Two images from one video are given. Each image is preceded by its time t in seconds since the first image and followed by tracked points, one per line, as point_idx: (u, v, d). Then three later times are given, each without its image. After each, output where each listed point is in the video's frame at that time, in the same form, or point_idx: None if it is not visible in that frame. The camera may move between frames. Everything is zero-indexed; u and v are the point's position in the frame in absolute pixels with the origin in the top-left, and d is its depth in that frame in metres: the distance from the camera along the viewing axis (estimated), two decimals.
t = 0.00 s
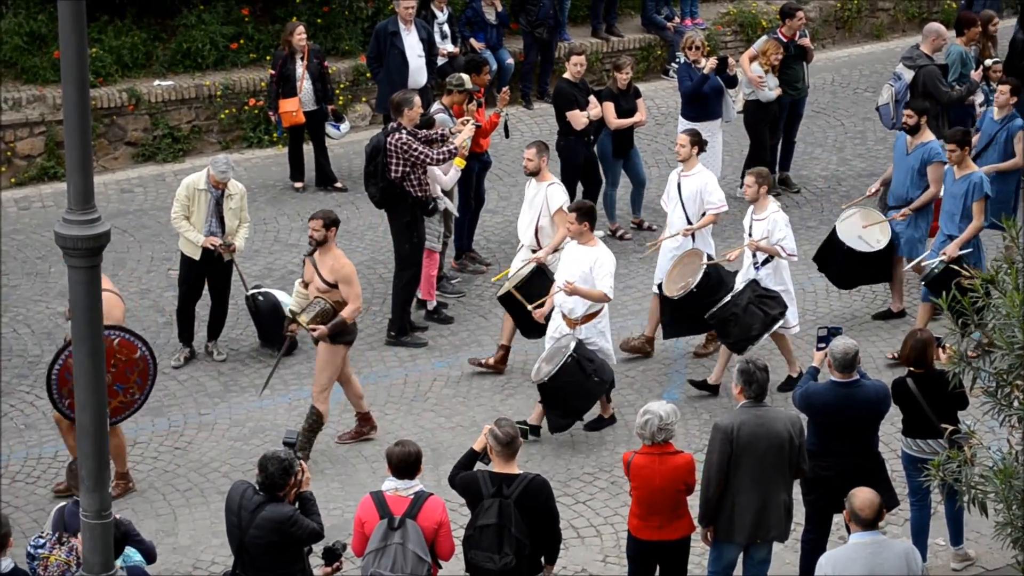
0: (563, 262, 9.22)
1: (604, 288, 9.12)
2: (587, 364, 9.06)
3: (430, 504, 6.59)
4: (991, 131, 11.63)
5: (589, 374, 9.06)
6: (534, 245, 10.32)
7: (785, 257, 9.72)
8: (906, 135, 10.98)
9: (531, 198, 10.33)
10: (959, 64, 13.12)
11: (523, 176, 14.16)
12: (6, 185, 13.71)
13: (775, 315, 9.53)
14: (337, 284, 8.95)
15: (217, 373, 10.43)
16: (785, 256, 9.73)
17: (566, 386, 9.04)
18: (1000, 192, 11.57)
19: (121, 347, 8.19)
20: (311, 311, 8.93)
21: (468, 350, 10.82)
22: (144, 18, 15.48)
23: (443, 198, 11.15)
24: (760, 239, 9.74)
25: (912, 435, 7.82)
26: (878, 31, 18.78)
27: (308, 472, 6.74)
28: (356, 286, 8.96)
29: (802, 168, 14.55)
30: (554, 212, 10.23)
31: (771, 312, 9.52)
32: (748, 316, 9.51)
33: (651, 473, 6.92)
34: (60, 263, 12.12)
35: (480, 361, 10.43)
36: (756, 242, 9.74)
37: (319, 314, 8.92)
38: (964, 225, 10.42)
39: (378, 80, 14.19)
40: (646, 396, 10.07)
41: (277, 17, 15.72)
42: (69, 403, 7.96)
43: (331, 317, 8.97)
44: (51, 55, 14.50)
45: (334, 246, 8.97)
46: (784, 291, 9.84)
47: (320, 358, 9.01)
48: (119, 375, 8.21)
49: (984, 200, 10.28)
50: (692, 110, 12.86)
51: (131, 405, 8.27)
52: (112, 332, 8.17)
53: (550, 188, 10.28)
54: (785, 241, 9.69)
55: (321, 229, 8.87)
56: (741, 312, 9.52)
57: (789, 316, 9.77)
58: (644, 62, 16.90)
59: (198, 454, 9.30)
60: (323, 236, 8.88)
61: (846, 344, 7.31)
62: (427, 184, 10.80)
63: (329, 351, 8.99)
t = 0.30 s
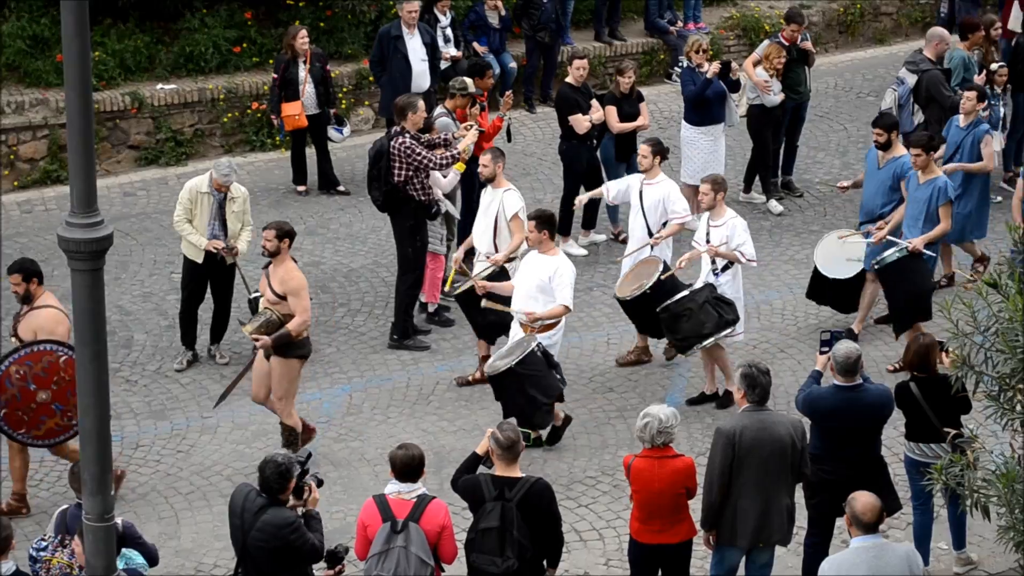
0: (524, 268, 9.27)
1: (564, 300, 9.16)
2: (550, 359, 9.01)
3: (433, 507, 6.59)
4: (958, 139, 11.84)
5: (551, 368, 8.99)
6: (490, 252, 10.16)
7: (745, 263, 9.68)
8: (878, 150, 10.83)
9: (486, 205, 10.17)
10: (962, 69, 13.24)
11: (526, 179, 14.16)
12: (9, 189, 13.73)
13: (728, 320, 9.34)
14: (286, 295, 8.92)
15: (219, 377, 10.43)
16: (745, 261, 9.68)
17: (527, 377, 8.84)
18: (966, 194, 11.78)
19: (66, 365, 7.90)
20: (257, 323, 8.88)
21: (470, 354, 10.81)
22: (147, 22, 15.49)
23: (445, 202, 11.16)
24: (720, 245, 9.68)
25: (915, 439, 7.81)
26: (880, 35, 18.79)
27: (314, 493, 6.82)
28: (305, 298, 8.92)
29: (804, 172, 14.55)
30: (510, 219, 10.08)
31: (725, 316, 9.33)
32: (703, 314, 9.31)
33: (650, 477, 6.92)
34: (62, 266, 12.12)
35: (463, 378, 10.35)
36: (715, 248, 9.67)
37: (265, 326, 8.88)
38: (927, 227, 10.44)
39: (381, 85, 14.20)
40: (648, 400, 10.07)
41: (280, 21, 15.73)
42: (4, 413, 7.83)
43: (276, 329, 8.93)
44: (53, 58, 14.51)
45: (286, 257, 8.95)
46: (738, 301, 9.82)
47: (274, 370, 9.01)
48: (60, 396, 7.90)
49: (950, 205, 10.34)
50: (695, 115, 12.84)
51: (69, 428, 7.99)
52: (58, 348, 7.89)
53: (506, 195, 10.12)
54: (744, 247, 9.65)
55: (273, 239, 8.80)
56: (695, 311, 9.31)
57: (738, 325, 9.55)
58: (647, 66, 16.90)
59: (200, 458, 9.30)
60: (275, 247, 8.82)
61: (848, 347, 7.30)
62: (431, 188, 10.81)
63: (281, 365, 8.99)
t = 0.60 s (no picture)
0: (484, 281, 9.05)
1: (527, 313, 8.96)
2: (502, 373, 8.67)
3: (437, 504, 6.59)
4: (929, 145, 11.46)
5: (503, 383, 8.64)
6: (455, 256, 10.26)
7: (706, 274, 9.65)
8: (846, 154, 10.60)
9: (449, 210, 10.17)
10: (964, 66, 13.07)
11: (528, 176, 14.15)
12: (11, 186, 13.73)
13: (682, 330, 9.20)
14: (235, 308, 8.69)
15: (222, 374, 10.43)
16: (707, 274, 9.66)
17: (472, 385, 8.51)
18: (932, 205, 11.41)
19: (20, 366, 7.68)
20: (208, 337, 8.64)
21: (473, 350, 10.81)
22: (150, 19, 15.49)
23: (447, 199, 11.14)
24: (683, 256, 9.63)
25: (918, 436, 7.80)
26: (883, 32, 18.78)
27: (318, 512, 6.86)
28: (255, 309, 8.67)
29: (807, 168, 14.54)
30: (475, 223, 10.09)
31: (678, 326, 9.20)
32: (655, 323, 9.16)
33: (653, 474, 6.91)
34: (65, 263, 12.12)
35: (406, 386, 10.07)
36: (680, 260, 9.60)
37: (216, 340, 8.65)
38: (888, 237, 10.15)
39: (383, 82, 14.19)
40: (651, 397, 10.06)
41: (282, 18, 15.72)
42: None
43: (227, 341, 8.70)
44: (56, 56, 14.51)
45: (235, 268, 8.73)
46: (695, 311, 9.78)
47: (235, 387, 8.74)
48: (20, 395, 7.77)
49: (912, 216, 10.07)
50: (697, 111, 12.83)
51: (36, 425, 7.86)
52: (9, 351, 7.64)
53: (471, 201, 10.11)
54: (708, 259, 9.63)
55: (221, 250, 8.66)
56: (647, 319, 9.16)
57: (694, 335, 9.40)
58: (650, 63, 16.88)
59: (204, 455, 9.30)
60: (224, 257, 8.66)
61: (848, 344, 7.30)
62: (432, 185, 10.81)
63: (240, 381, 8.71)
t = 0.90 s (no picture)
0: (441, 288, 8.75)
1: (486, 317, 8.61)
2: (459, 390, 8.49)
3: (438, 503, 6.59)
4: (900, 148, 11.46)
5: (459, 401, 8.48)
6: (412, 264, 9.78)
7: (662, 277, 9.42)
8: (811, 163, 10.47)
9: (408, 215, 9.78)
10: (966, 65, 12.97)
11: (529, 175, 14.15)
12: (12, 186, 13.74)
13: (645, 335, 9.21)
14: (186, 309, 8.64)
15: (222, 373, 10.43)
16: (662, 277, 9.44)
17: (428, 410, 8.45)
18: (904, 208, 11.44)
19: None
20: (159, 339, 8.60)
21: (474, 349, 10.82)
22: (151, 19, 15.50)
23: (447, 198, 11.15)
24: (638, 259, 9.44)
25: (919, 435, 7.80)
26: (884, 30, 18.78)
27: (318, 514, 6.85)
28: (206, 312, 8.64)
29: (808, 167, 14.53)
30: (432, 231, 9.70)
31: (642, 331, 9.19)
32: (619, 331, 9.16)
33: (654, 473, 6.92)
34: (66, 262, 12.13)
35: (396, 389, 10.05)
36: (634, 262, 9.42)
37: (168, 342, 8.60)
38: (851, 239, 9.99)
39: (385, 81, 14.19)
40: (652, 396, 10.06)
41: (283, 17, 15.73)
42: None
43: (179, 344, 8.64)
44: (57, 55, 14.52)
45: (183, 270, 8.66)
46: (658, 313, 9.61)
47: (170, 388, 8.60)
48: None
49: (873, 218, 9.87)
50: (698, 110, 12.84)
51: None
52: None
53: (429, 207, 9.72)
54: (661, 261, 9.41)
55: (166, 251, 8.55)
56: (611, 327, 9.17)
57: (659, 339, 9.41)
58: (651, 62, 16.88)
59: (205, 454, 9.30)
60: (169, 258, 8.55)
61: (850, 342, 7.32)
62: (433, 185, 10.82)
63: (178, 380, 8.60)
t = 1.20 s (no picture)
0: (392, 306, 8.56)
1: (436, 333, 8.45)
2: (415, 410, 8.37)
3: (439, 503, 6.59)
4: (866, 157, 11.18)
5: (417, 420, 8.35)
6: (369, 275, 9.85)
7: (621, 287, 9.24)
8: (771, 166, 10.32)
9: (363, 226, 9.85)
10: (966, 65, 12.96)
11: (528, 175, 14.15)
12: (12, 185, 13.74)
13: (606, 345, 9.09)
14: (132, 328, 8.52)
15: (222, 373, 10.43)
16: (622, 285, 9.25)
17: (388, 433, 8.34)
18: (877, 221, 11.17)
19: None
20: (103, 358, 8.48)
21: (474, 349, 10.82)
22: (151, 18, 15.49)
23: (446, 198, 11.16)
24: (594, 270, 9.25)
25: (919, 435, 7.80)
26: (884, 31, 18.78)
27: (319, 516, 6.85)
28: (152, 331, 8.51)
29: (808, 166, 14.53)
30: (387, 239, 9.76)
31: (601, 342, 9.08)
32: (579, 345, 9.06)
33: (654, 473, 6.92)
34: (66, 262, 12.13)
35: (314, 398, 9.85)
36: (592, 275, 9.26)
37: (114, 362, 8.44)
38: (814, 251, 9.74)
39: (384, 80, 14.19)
40: (652, 396, 10.06)
41: (283, 16, 15.73)
42: None
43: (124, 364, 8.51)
44: (57, 54, 14.52)
45: (131, 289, 8.59)
46: (622, 321, 9.38)
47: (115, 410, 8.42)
48: None
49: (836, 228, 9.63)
50: (697, 109, 12.84)
51: None
52: None
53: (383, 216, 9.80)
54: (619, 267, 9.21)
55: (115, 269, 8.53)
56: (570, 342, 9.08)
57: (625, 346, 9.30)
58: (651, 62, 16.88)
59: (205, 454, 9.30)
60: (117, 276, 8.53)
61: (852, 342, 7.35)
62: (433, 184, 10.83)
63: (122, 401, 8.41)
